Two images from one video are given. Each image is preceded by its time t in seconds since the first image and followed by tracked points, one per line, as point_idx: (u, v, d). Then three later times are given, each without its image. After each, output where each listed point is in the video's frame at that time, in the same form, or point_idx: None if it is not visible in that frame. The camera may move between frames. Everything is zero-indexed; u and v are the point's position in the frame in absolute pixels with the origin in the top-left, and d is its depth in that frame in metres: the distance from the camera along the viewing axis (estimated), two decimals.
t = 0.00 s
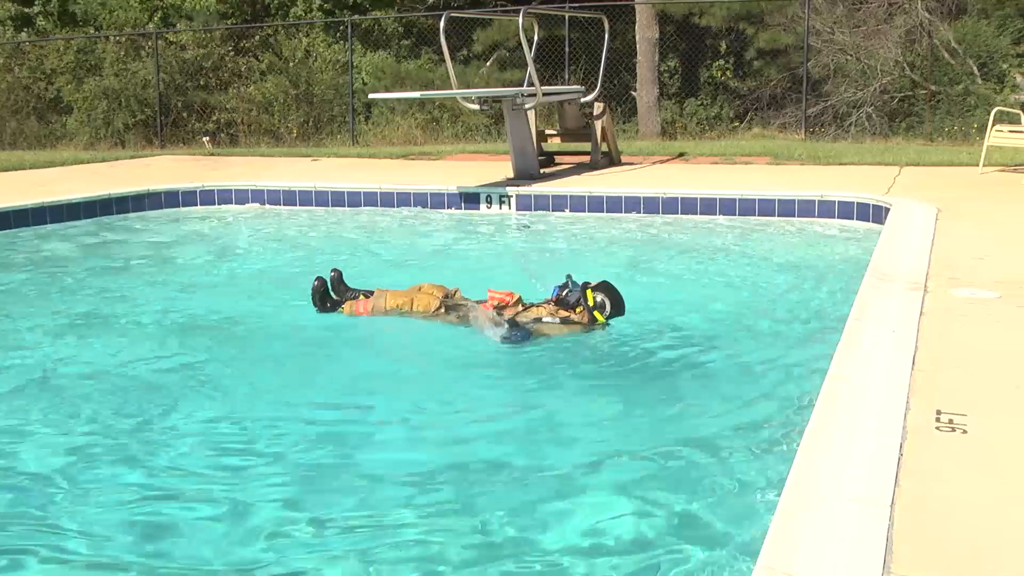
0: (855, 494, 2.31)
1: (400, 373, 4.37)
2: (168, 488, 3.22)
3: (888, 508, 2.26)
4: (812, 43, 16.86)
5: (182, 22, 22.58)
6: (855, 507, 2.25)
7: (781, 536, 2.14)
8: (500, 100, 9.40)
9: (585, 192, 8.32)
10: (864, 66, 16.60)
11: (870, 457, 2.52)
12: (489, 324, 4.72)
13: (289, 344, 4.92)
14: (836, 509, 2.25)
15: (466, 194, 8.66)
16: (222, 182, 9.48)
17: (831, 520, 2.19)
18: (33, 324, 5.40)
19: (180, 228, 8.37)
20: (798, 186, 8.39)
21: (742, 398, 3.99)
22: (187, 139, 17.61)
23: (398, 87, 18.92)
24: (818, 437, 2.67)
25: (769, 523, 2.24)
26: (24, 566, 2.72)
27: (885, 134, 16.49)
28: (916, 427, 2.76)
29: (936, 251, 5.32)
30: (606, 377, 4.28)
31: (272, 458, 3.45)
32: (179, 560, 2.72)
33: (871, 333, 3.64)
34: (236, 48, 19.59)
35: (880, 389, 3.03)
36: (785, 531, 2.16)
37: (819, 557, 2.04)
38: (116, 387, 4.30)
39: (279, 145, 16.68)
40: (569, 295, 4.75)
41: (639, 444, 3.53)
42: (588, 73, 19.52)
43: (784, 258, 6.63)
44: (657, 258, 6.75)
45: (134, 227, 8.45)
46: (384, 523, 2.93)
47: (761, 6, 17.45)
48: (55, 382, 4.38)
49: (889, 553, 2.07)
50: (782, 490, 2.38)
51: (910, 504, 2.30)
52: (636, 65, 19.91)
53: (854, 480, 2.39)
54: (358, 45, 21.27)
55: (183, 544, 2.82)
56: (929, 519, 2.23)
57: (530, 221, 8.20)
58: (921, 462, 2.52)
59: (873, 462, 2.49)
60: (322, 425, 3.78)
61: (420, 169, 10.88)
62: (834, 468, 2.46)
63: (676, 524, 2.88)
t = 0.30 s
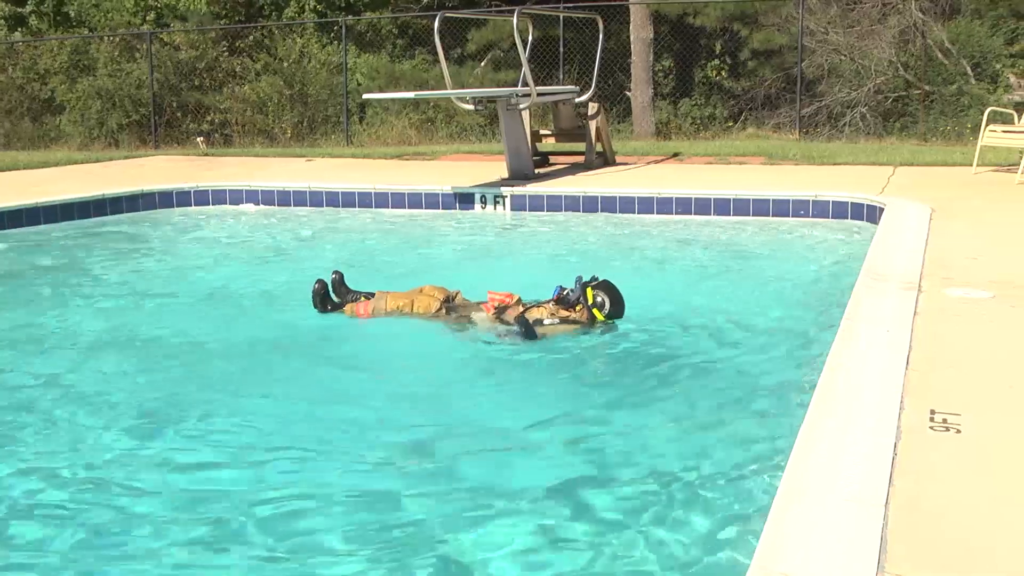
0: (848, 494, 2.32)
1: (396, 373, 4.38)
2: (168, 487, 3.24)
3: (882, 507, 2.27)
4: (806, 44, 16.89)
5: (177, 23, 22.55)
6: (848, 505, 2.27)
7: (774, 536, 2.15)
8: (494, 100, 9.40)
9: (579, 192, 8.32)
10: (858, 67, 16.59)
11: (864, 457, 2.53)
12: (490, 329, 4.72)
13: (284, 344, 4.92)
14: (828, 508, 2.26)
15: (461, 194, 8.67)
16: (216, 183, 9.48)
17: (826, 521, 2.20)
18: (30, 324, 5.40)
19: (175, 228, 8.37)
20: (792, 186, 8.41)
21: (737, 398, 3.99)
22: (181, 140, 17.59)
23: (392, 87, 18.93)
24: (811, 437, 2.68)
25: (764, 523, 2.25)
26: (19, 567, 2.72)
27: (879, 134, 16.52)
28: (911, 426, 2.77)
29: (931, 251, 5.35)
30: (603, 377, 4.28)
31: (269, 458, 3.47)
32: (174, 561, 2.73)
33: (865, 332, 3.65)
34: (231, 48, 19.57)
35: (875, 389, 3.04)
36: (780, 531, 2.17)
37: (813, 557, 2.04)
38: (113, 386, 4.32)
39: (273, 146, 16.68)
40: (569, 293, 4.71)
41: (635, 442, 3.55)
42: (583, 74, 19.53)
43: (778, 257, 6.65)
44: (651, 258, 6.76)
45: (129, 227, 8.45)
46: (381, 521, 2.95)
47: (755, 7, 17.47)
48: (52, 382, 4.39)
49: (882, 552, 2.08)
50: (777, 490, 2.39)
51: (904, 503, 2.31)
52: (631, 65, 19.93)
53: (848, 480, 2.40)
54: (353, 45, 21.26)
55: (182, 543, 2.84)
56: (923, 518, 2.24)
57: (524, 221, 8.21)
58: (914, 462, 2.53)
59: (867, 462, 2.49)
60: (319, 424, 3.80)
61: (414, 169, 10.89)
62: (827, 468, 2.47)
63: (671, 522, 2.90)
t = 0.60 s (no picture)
0: (843, 494, 2.33)
1: (392, 373, 4.38)
2: (164, 487, 3.24)
3: (877, 507, 2.28)
4: (800, 44, 16.94)
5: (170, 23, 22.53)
6: (843, 505, 2.27)
7: (770, 536, 2.16)
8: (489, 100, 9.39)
9: (574, 192, 8.33)
10: (852, 67, 16.66)
11: (858, 457, 2.53)
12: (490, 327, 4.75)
13: (280, 344, 4.92)
14: (823, 508, 2.26)
15: (456, 194, 8.67)
16: (210, 183, 9.46)
17: (821, 520, 2.21)
18: (25, 324, 5.39)
19: (169, 228, 8.35)
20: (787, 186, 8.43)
21: (734, 397, 4.00)
22: (175, 140, 17.57)
23: (387, 87, 18.93)
24: (806, 437, 2.68)
25: (759, 523, 2.25)
26: (17, 566, 2.72)
27: (874, 133, 16.56)
28: (906, 427, 2.77)
29: (924, 250, 5.36)
30: (599, 377, 4.29)
31: (265, 458, 3.47)
32: (172, 559, 2.73)
33: (860, 332, 3.66)
34: (225, 48, 19.56)
35: (870, 388, 3.04)
36: (776, 532, 2.17)
37: (808, 558, 2.05)
38: (110, 387, 4.31)
39: (268, 146, 16.67)
40: (571, 294, 4.69)
41: (631, 442, 3.56)
42: (577, 74, 19.54)
43: (773, 257, 6.66)
44: (647, 258, 6.76)
45: (123, 228, 8.43)
46: (379, 521, 2.95)
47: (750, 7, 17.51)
48: (47, 382, 4.38)
49: (878, 552, 2.09)
50: (772, 490, 2.39)
51: (899, 503, 2.32)
52: (625, 65, 19.96)
53: (842, 480, 2.40)
54: (347, 46, 21.26)
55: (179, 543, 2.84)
56: (917, 518, 2.25)
57: (519, 222, 8.21)
58: (909, 462, 2.54)
59: (862, 462, 2.50)
60: (315, 424, 3.80)
61: (408, 169, 10.88)
62: (823, 467, 2.48)
63: (667, 521, 2.91)
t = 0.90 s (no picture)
0: (836, 494, 2.33)
1: (385, 373, 4.37)
2: (158, 488, 3.23)
3: (870, 507, 2.28)
4: (793, 44, 16.97)
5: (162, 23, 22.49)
6: (836, 505, 2.27)
7: (763, 536, 2.16)
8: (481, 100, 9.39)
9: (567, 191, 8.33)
10: (844, 66, 16.68)
11: (851, 457, 2.53)
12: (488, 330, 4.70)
13: (273, 345, 4.91)
14: (816, 508, 2.26)
15: (449, 194, 8.66)
16: (202, 183, 9.44)
17: (814, 519, 2.21)
18: (17, 325, 5.37)
19: (162, 229, 8.33)
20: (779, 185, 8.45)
21: (727, 397, 3.99)
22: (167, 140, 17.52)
23: (380, 87, 18.91)
24: (799, 437, 2.68)
25: (752, 522, 2.25)
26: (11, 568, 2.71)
27: (866, 133, 16.58)
28: (899, 426, 2.78)
29: (917, 250, 5.37)
30: (593, 377, 4.28)
31: (259, 458, 3.46)
32: (165, 561, 2.73)
33: (853, 332, 3.66)
34: (218, 48, 19.53)
35: (862, 388, 3.05)
36: (770, 532, 2.17)
37: (802, 557, 2.05)
38: (103, 387, 4.30)
39: (260, 147, 16.64)
40: (570, 297, 4.68)
41: (625, 441, 3.56)
42: (570, 74, 19.55)
43: (766, 257, 6.68)
44: (640, 258, 6.77)
45: (115, 228, 8.40)
46: (373, 521, 2.95)
47: (742, 7, 17.53)
48: (39, 383, 4.37)
49: (871, 553, 2.09)
50: (765, 490, 2.39)
51: (891, 503, 2.32)
52: (618, 65, 19.97)
53: (835, 479, 2.41)
54: (340, 46, 21.24)
55: (173, 544, 2.83)
56: (910, 517, 2.25)
57: (512, 222, 8.21)
58: (901, 461, 2.54)
59: (854, 462, 2.50)
60: (309, 424, 3.79)
61: (400, 169, 10.87)
62: (816, 467, 2.48)
63: (661, 519, 2.91)
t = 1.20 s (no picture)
0: (831, 492, 2.33)
1: (379, 372, 4.37)
2: (151, 487, 3.23)
3: (863, 505, 2.28)
4: (786, 44, 17.00)
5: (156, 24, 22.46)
6: (830, 504, 2.28)
7: (758, 534, 2.16)
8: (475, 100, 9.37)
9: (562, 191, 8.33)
10: (838, 66, 16.71)
11: (845, 456, 2.54)
12: (488, 330, 4.71)
13: (267, 345, 4.91)
14: (812, 507, 2.27)
15: (442, 194, 8.65)
16: (196, 184, 9.42)
17: (807, 519, 2.21)
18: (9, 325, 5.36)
19: (155, 229, 8.31)
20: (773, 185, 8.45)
21: (721, 398, 3.99)
22: (161, 140, 17.48)
23: (374, 87, 18.90)
24: (793, 437, 2.68)
25: (746, 520, 2.26)
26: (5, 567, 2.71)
27: (859, 133, 16.60)
28: (892, 426, 2.78)
29: (910, 250, 5.38)
30: (589, 377, 4.28)
31: (252, 458, 3.46)
32: (159, 560, 2.73)
33: (846, 332, 3.67)
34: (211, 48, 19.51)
35: (855, 387, 3.06)
36: (765, 530, 2.18)
37: (797, 556, 2.05)
38: (95, 387, 4.29)
39: (253, 147, 16.62)
40: (572, 299, 4.60)
41: (618, 440, 3.56)
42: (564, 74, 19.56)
43: (759, 256, 6.68)
44: (633, 258, 6.77)
45: (108, 228, 8.38)
46: (367, 521, 2.95)
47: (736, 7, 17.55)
48: (32, 383, 4.36)
49: (864, 551, 2.09)
50: (759, 489, 2.39)
51: (885, 502, 2.33)
52: (612, 65, 19.98)
53: (828, 479, 2.41)
54: (334, 46, 21.23)
55: (167, 543, 2.83)
56: (905, 516, 2.25)
57: (506, 221, 8.21)
58: (895, 460, 2.55)
59: (848, 462, 2.50)
60: (303, 424, 3.79)
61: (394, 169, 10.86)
62: (809, 466, 2.48)
63: (655, 519, 2.92)
